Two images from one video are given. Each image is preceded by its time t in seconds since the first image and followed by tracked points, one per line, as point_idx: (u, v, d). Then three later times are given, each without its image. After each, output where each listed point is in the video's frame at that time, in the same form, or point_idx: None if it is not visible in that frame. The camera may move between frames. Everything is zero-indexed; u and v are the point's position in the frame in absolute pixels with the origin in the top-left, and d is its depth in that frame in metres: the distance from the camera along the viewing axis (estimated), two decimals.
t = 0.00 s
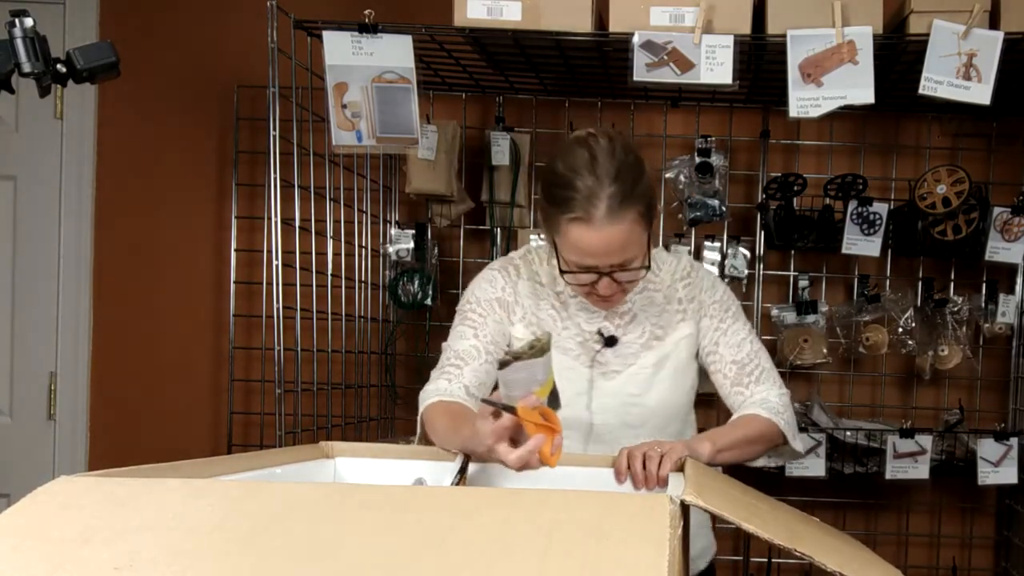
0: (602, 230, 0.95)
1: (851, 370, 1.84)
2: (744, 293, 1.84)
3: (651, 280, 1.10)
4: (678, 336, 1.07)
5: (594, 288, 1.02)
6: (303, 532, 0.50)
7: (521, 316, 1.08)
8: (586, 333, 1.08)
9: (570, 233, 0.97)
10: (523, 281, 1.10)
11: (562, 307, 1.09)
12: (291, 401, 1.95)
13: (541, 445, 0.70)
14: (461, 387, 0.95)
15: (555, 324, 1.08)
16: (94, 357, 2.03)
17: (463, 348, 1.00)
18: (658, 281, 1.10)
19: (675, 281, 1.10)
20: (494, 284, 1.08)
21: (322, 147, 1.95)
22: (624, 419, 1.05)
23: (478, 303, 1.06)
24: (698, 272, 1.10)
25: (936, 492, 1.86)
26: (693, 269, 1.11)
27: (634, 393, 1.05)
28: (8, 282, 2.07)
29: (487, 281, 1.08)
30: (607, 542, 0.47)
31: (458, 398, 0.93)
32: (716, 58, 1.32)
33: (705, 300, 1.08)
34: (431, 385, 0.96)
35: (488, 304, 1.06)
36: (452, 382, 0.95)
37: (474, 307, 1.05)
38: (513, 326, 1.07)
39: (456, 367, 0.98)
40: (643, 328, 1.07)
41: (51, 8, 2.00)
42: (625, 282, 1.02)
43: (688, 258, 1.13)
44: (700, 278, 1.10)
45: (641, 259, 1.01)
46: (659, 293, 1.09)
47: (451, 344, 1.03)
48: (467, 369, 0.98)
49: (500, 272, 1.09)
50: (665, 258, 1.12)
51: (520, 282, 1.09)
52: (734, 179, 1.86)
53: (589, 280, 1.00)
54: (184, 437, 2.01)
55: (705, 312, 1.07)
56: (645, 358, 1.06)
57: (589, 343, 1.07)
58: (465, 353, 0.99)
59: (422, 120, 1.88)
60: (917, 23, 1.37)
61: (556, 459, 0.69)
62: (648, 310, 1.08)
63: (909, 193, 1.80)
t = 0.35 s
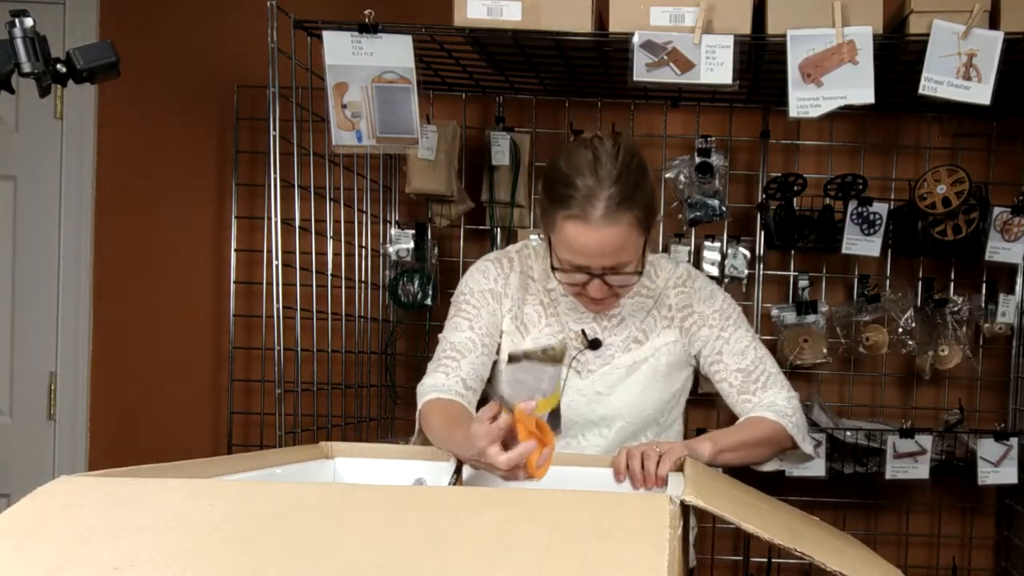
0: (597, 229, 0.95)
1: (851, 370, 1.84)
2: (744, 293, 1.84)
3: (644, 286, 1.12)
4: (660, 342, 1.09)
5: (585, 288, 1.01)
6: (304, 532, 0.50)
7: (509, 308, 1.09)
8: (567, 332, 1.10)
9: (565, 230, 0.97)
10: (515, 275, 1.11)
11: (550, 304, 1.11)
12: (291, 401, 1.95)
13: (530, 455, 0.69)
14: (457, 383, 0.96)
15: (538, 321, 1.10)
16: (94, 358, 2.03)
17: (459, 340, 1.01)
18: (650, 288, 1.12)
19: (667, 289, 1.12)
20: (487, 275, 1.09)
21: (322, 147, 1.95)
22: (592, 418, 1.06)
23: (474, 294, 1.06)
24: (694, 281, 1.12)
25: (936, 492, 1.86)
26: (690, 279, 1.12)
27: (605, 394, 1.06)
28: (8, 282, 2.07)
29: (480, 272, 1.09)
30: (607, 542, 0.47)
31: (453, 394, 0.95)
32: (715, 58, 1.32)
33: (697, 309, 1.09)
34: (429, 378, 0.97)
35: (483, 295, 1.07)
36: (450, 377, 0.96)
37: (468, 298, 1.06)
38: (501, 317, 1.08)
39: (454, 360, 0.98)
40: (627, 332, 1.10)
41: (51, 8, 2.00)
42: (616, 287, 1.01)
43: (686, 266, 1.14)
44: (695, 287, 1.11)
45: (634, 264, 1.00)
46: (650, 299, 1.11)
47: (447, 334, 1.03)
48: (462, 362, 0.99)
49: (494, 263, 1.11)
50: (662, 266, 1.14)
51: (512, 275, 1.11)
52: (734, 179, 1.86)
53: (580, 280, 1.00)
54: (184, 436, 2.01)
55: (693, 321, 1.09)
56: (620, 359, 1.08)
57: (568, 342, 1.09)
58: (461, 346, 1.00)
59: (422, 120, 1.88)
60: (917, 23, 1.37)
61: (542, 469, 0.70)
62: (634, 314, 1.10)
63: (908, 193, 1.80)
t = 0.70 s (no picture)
0: (579, 163, 0.93)
1: (851, 370, 1.84)
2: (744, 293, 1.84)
3: (644, 270, 1.09)
4: (661, 325, 1.06)
5: (572, 237, 0.97)
6: (304, 533, 0.50)
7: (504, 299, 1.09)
8: (565, 317, 1.07)
9: (548, 170, 0.95)
10: (511, 267, 1.11)
11: (547, 292, 1.09)
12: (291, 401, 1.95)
13: (513, 463, 0.70)
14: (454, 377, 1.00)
15: (535, 309, 1.08)
16: (94, 358, 2.03)
17: (456, 337, 1.05)
18: (650, 271, 1.09)
19: (669, 272, 1.09)
20: (484, 271, 1.11)
21: (322, 147, 1.95)
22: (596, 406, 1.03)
23: (469, 290, 1.09)
24: (695, 263, 1.09)
25: (936, 492, 1.86)
26: (692, 262, 1.09)
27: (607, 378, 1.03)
28: (9, 282, 2.07)
29: (476, 267, 1.11)
30: (607, 543, 0.47)
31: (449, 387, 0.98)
32: (715, 58, 1.32)
33: (699, 291, 1.06)
34: (428, 374, 1.01)
35: (479, 291, 1.09)
36: (447, 372, 1.00)
37: (465, 295, 1.09)
38: (498, 310, 1.09)
39: (451, 356, 1.02)
40: (628, 314, 1.06)
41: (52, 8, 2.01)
42: (605, 236, 0.97)
43: (688, 251, 1.12)
44: (696, 270, 1.08)
45: (622, 206, 0.96)
46: (651, 283, 1.08)
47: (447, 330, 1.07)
48: (459, 358, 1.03)
49: (490, 259, 1.12)
50: (663, 250, 1.11)
51: (508, 268, 1.11)
52: (734, 179, 1.86)
53: (566, 228, 0.96)
54: (184, 436, 2.01)
55: (696, 303, 1.06)
56: (622, 343, 1.05)
57: (567, 327, 1.07)
58: (458, 342, 1.04)
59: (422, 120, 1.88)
60: (917, 23, 1.37)
61: (526, 481, 0.71)
62: (635, 298, 1.07)
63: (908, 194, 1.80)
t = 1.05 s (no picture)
0: (557, 100, 0.98)
1: (851, 370, 1.84)
2: (744, 293, 1.84)
3: (611, 262, 1.06)
4: (629, 315, 1.02)
5: (550, 179, 0.98)
6: (304, 534, 0.50)
7: (471, 294, 1.08)
8: (534, 310, 1.05)
9: (530, 113, 0.99)
10: (478, 263, 1.10)
11: (513, 286, 1.07)
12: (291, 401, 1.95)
13: (504, 438, 0.71)
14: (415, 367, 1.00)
15: (502, 303, 1.06)
16: (94, 358, 2.03)
17: (422, 330, 1.04)
18: (616, 264, 1.07)
19: (636, 264, 1.06)
20: (451, 266, 1.11)
21: (322, 147, 1.95)
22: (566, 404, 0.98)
23: (434, 284, 1.09)
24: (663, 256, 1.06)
25: (936, 492, 1.86)
26: (658, 254, 1.07)
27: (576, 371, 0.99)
28: (9, 282, 2.07)
29: (443, 263, 1.11)
30: (607, 544, 0.47)
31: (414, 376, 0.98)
32: (715, 58, 1.32)
33: (663, 281, 1.03)
34: (389, 366, 1.00)
35: (444, 285, 1.09)
36: (410, 363, 1.00)
37: (430, 289, 1.09)
38: (465, 305, 1.08)
39: (415, 349, 1.02)
40: (596, 305, 1.03)
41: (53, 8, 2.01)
42: (581, 182, 0.98)
43: (657, 245, 1.09)
44: (661, 261, 1.05)
45: (600, 150, 0.99)
46: (618, 274, 1.05)
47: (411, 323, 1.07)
48: (424, 350, 1.02)
49: (457, 253, 1.11)
50: (631, 245, 1.09)
51: (475, 262, 1.10)
52: (734, 179, 1.86)
53: (544, 169, 0.98)
54: (184, 436, 2.01)
55: (661, 292, 1.02)
56: (593, 336, 1.01)
57: (536, 319, 1.04)
58: (422, 336, 1.04)
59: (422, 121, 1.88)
60: (917, 23, 1.37)
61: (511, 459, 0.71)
62: (603, 289, 1.04)
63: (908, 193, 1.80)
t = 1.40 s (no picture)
0: (536, 95, 1.05)
1: (851, 370, 1.84)
2: (744, 293, 1.84)
3: (587, 260, 1.12)
4: (605, 313, 1.07)
5: (531, 171, 1.04)
6: (303, 534, 0.50)
7: (448, 290, 1.13)
8: (512, 309, 1.10)
9: (509, 107, 1.06)
10: (456, 260, 1.16)
11: (491, 284, 1.13)
12: (291, 401, 1.95)
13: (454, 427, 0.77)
14: (379, 362, 1.00)
15: (481, 301, 1.11)
16: (94, 357, 2.03)
17: (390, 328, 1.07)
18: (593, 260, 1.13)
19: (612, 261, 1.11)
20: (427, 261, 1.15)
21: (323, 147, 1.95)
22: (541, 400, 1.04)
23: (410, 280, 1.13)
24: (637, 251, 1.10)
25: (936, 492, 1.86)
26: (633, 248, 1.11)
27: (554, 369, 1.04)
28: (9, 282, 2.07)
29: (419, 259, 1.16)
30: (606, 544, 0.47)
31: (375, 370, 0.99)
32: (715, 58, 1.32)
33: (636, 278, 1.08)
34: (354, 361, 1.01)
35: (419, 280, 1.13)
36: (374, 361, 1.00)
37: (404, 285, 1.12)
38: (443, 303, 1.12)
39: (379, 347, 1.03)
40: (573, 303, 1.09)
41: (53, 8, 2.01)
42: (560, 173, 1.05)
43: (633, 237, 1.13)
44: (636, 257, 1.10)
45: (577, 144, 1.06)
46: (594, 271, 1.11)
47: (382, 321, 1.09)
48: (391, 346, 1.04)
49: (434, 250, 1.16)
50: (608, 241, 1.14)
51: (452, 259, 1.16)
52: (734, 179, 1.86)
53: (525, 161, 1.05)
54: (183, 435, 2.01)
55: (634, 289, 1.07)
56: (570, 334, 1.06)
57: (515, 319, 1.09)
58: (391, 333, 1.06)
59: (422, 121, 1.88)
60: (917, 23, 1.36)
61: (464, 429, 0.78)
62: (579, 287, 1.10)
63: (908, 194, 1.80)
